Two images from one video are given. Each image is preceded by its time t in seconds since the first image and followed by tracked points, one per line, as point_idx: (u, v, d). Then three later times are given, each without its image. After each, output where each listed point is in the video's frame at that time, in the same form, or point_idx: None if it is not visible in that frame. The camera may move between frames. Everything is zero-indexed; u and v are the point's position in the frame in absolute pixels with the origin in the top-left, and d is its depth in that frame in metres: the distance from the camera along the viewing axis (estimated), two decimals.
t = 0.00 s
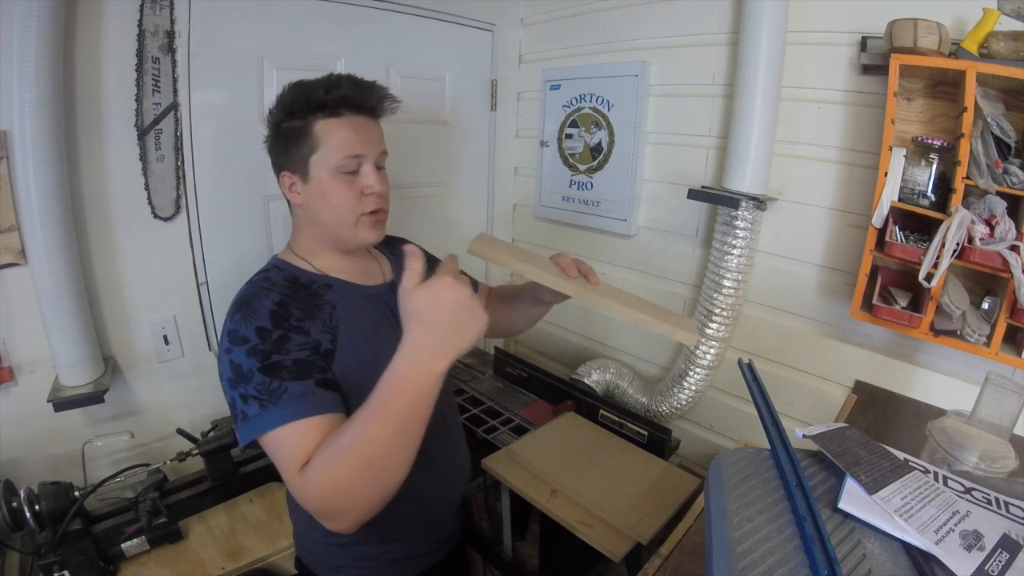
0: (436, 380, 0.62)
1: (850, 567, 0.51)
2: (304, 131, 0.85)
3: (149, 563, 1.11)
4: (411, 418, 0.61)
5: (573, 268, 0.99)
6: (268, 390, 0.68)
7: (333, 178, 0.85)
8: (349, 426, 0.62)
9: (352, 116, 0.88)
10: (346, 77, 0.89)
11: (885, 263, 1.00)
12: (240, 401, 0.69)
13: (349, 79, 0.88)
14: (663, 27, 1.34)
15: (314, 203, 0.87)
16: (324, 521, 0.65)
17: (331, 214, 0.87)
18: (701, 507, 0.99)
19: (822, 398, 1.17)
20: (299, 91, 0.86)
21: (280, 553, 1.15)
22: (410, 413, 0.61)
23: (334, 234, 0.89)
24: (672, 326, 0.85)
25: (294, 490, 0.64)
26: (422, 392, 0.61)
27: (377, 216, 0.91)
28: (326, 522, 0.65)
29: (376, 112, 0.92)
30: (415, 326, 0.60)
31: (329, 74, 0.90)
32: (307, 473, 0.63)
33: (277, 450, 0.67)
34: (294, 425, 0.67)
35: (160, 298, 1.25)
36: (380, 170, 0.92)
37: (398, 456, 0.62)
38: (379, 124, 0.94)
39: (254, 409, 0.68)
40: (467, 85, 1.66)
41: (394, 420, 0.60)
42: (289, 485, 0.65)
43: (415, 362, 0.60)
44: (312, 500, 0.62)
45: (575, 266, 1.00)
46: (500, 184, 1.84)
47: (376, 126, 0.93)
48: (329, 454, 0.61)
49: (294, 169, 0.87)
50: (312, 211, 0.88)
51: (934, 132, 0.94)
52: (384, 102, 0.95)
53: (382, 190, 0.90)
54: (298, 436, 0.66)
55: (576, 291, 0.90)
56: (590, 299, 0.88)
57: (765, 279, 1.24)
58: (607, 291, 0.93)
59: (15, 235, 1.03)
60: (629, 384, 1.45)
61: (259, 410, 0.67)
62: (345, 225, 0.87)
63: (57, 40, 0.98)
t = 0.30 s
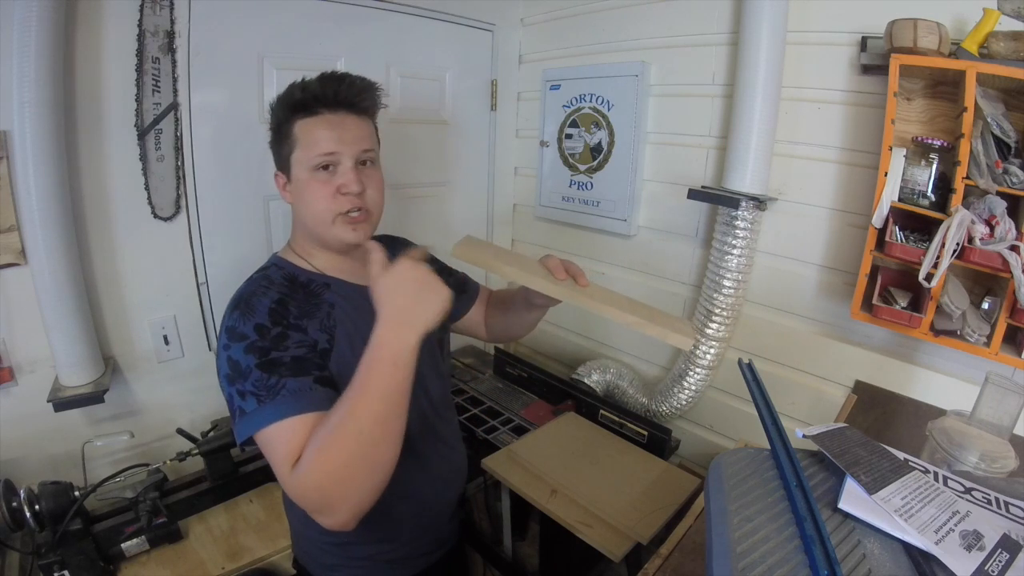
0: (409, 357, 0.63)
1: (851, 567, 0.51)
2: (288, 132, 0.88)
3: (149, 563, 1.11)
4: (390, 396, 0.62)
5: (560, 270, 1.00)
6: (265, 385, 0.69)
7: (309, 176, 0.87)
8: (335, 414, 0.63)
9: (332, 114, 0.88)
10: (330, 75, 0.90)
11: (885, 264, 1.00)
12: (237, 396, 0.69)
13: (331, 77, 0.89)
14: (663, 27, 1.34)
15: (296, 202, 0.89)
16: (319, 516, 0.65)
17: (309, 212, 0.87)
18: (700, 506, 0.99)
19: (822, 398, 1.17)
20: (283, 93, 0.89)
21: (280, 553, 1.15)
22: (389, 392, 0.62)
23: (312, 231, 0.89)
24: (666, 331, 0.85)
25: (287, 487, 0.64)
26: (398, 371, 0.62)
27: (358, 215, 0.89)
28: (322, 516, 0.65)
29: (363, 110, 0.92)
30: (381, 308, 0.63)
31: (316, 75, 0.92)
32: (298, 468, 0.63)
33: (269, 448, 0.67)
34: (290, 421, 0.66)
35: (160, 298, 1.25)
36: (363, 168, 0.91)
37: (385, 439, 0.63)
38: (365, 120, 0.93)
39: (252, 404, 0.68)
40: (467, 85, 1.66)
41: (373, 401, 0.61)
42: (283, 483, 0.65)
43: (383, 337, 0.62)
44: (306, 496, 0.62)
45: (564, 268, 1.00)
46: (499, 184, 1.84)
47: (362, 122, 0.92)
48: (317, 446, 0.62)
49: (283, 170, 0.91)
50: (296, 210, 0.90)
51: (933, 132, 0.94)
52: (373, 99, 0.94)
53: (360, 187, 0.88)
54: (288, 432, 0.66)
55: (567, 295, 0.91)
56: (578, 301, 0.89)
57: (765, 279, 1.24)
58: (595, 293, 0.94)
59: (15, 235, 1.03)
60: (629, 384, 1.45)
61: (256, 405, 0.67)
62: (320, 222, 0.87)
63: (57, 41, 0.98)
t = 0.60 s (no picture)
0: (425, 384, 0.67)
1: (851, 567, 0.51)
2: (291, 129, 0.89)
3: (149, 563, 1.11)
4: (402, 418, 0.66)
5: (558, 265, 1.00)
6: (259, 390, 0.69)
7: (308, 175, 0.87)
8: (345, 425, 0.66)
9: (335, 114, 0.88)
10: (334, 74, 0.90)
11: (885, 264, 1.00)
12: (230, 398, 0.70)
13: (334, 75, 0.89)
14: (663, 27, 1.34)
15: (297, 199, 0.90)
16: (309, 520, 0.67)
17: (308, 211, 0.87)
18: (700, 506, 0.99)
19: (822, 398, 1.17)
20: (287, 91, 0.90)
21: (280, 553, 1.15)
22: (400, 415, 0.65)
23: (311, 229, 0.89)
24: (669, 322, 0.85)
25: (284, 490, 0.65)
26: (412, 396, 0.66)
27: (356, 215, 0.89)
28: (312, 521, 0.66)
29: (366, 110, 0.92)
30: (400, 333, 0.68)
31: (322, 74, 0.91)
32: (299, 472, 0.64)
33: (261, 451, 0.68)
34: (283, 428, 0.67)
35: (160, 298, 1.25)
36: (364, 168, 0.90)
37: (391, 454, 0.66)
38: (367, 120, 0.92)
39: (244, 408, 0.68)
40: (467, 85, 1.66)
41: (386, 420, 0.64)
42: (277, 486, 0.66)
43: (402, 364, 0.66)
44: (303, 500, 0.64)
45: (564, 263, 1.01)
46: (500, 184, 1.84)
47: (365, 122, 0.91)
48: (322, 453, 0.64)
49: (286, 167, 0.92)
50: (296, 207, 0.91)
51: (933, 132, 0.94)
52: (377, 100, 0.93)
53: (359, 188, 0.88)
54: (284, 436, 0.67)
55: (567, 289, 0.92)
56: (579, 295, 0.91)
57: (766, 279, 1.24)
58: (595, 286, 0.94)
59: (15, 235, 1.03)
60: (629, 384, 1.45)
61: (249, 409, 0.67)
62: (318, 221, 0.87)
63: (57, 40, 0.98)
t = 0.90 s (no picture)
0: (439, 398, 0.71)
1: (851, 567, 0.51)
2: (297, 128, 0.89)
3: (149, 563, 1.11)
4: (416, 429, 0.69)
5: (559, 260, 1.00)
6: (261, 391, 0.69)
7: (313, 175, 0.87)
8: (359, 431, 0.69)
9: (342, 114, 0.88)
10: (342, 75, 0.90)
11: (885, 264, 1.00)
12: (232, 397, 0.70)
13: (342, 76, 0.89)
14: (663, 27, 1.34)
15: (301, 200, 0.89)
16: (312, 522, 0.68)
17: (312, 210, 0.87)
18: (700, 507, 0.99)
19: (822, 398, 1.17)
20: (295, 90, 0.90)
21: (280, 553, 1.15)
22: (416, 425, 0.69)
23: (315, 230, 0.89)
24: (673, 311, 0.84)
25: (291, 490, 0.66)
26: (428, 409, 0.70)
27: (361, 217, 0.89)
28: (315, 522, 0.67)
29: (373, 111, 0.92)
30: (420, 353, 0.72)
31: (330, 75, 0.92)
32: (310, 471, 0.66)
33: (264, 453, 0.69)
34: (286, 429, 0.68)
35: (160, 298, 1.25)
36: (369, 170, 0.91)
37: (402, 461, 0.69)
38: (374, 122, 0.92)
39: (246, 408, 0.68)
40: (467, 85, 1.66)
41: (401, 429, 0.68)
42: (282, 487, 0.67)
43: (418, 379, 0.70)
44: (311, 499, 0.65)
45: (564, 257, 1.00)
46: (500, 184, 1.84)
47: (372, 123, 0.92)
48: (335, 455, 0.67)
49: (291, 166, 0.92)
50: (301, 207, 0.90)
51: (934, 132, 0.94)
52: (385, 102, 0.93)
53: (365, 189, 0.88)
54: (291, 439, 0.68)
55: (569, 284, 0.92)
56: (584, 290, 0.91)
57: (766, 279, 1.24)
58: (598, 279, 0.94)
59: (15, 235, 1.03)
60: (629, 384, 1.45)
61: (251, 411, 0.68)
62: (323, 222, 0.87)
63: (57, 40, 0.98)
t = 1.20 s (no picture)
0: (415, 356, 0.70)
1: (850, 567, 0.51)
2: (305, 127, 0.88)
3: (149, 563, 1.11)
4: (401, 395, 0.68)
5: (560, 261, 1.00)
6: (270, 380, 0.69)
7: (320, 174, 0.87)
8: (346, 409, 0.67)
9: (351, 115, 0.88)
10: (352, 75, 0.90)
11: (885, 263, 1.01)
12: (240, 392, 0.70)
13: (353, 76, 0.89)
14: (664, 27, 1.34)
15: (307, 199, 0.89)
16: (327, 511, 0.67)
17: (316, 210, 0.87)
18: (701, 506, 0.99)
19: (822, 398, 1.17)
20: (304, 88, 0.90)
21: (281, 553, 1.15)
22: (398, 386, 0.68)
23: (319, 230, 0.89)
24: (678, 309, 0.83)
25: (296, 482, 0.65)
26: (407, 368, 0.69)
27: (366, 219, 0.89)
28: (329, 511, 0.67)
29: (382, 113, 0.92)
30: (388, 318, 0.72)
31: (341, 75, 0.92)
32: (309, 460, 0.66)
33: (269, 446, 0.69)
34: (289, 419, 0.68)
35: (160, 298, 1.25)
36: (376, 172, 0.90)
37: (397, 431, 0.68)
38: (383, 124, 0.92)
39: (255, 398, 0.68)
40: (467, 85, 1.66)
41: (385, 398, 0.66)
42: (289, 480, 0.66)
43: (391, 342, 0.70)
44: (318, 487, 0.65)
45: (566, 258, 1.01)
46: (500, 184, 1.84)
47: (380, 125, 0.92)
48: (330, 438, 0.65)
49: (297, 165, 0.91)
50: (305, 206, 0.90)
51: (934, 132, 0.94)
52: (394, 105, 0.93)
53: (371, 191, 0.88)
54: (290, 428, 0.68)
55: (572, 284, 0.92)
56: (587, 290, 0.91)
57: (766, 279, 1.24)
58: (600, 280, 0.94)
59: (15, 235, 1.03)
60: (629, 384, 1.45)
61: (260, 400, 0.68)
62: (327, 223, 0.87)
63: (57, 40, 0.98)
